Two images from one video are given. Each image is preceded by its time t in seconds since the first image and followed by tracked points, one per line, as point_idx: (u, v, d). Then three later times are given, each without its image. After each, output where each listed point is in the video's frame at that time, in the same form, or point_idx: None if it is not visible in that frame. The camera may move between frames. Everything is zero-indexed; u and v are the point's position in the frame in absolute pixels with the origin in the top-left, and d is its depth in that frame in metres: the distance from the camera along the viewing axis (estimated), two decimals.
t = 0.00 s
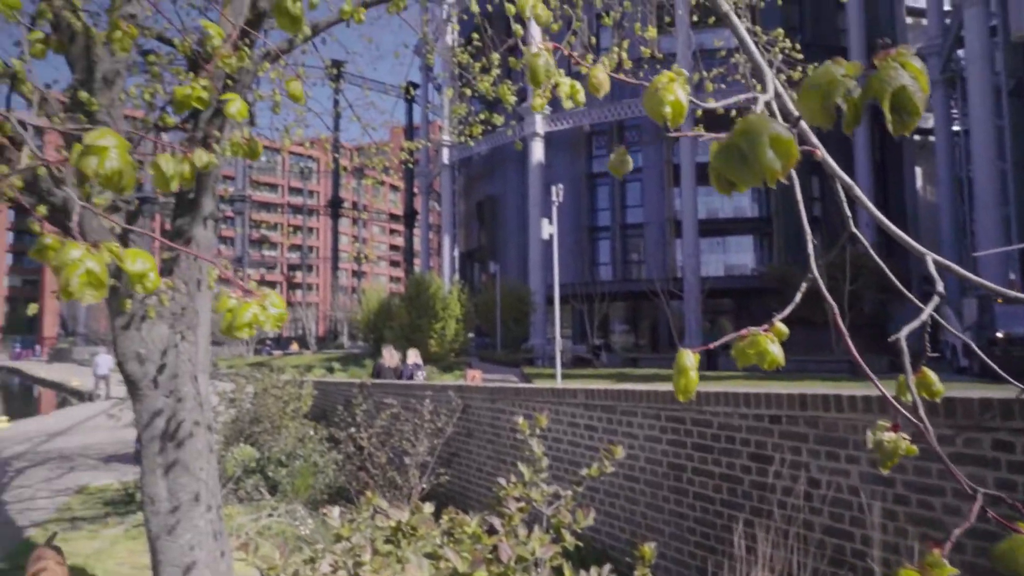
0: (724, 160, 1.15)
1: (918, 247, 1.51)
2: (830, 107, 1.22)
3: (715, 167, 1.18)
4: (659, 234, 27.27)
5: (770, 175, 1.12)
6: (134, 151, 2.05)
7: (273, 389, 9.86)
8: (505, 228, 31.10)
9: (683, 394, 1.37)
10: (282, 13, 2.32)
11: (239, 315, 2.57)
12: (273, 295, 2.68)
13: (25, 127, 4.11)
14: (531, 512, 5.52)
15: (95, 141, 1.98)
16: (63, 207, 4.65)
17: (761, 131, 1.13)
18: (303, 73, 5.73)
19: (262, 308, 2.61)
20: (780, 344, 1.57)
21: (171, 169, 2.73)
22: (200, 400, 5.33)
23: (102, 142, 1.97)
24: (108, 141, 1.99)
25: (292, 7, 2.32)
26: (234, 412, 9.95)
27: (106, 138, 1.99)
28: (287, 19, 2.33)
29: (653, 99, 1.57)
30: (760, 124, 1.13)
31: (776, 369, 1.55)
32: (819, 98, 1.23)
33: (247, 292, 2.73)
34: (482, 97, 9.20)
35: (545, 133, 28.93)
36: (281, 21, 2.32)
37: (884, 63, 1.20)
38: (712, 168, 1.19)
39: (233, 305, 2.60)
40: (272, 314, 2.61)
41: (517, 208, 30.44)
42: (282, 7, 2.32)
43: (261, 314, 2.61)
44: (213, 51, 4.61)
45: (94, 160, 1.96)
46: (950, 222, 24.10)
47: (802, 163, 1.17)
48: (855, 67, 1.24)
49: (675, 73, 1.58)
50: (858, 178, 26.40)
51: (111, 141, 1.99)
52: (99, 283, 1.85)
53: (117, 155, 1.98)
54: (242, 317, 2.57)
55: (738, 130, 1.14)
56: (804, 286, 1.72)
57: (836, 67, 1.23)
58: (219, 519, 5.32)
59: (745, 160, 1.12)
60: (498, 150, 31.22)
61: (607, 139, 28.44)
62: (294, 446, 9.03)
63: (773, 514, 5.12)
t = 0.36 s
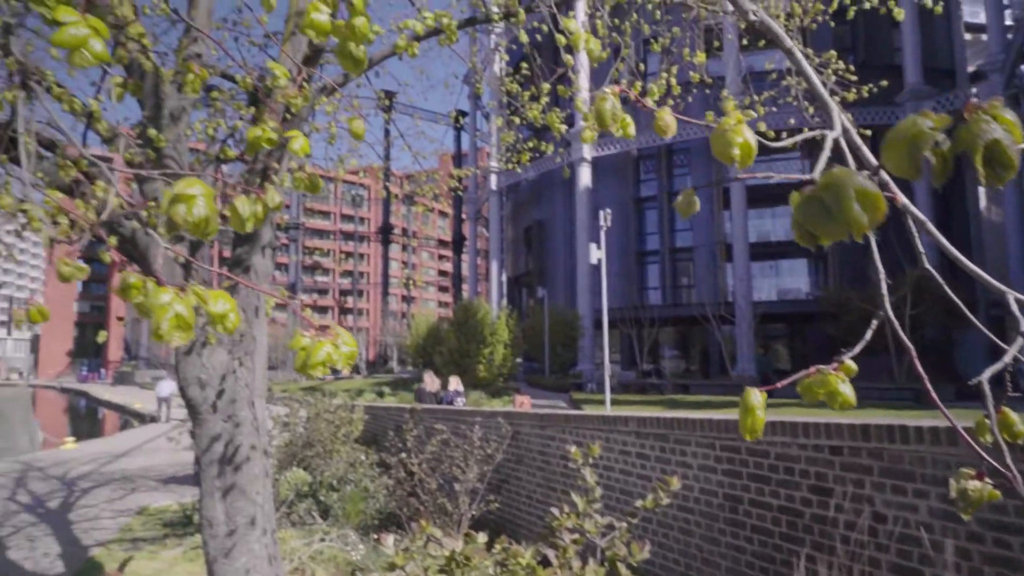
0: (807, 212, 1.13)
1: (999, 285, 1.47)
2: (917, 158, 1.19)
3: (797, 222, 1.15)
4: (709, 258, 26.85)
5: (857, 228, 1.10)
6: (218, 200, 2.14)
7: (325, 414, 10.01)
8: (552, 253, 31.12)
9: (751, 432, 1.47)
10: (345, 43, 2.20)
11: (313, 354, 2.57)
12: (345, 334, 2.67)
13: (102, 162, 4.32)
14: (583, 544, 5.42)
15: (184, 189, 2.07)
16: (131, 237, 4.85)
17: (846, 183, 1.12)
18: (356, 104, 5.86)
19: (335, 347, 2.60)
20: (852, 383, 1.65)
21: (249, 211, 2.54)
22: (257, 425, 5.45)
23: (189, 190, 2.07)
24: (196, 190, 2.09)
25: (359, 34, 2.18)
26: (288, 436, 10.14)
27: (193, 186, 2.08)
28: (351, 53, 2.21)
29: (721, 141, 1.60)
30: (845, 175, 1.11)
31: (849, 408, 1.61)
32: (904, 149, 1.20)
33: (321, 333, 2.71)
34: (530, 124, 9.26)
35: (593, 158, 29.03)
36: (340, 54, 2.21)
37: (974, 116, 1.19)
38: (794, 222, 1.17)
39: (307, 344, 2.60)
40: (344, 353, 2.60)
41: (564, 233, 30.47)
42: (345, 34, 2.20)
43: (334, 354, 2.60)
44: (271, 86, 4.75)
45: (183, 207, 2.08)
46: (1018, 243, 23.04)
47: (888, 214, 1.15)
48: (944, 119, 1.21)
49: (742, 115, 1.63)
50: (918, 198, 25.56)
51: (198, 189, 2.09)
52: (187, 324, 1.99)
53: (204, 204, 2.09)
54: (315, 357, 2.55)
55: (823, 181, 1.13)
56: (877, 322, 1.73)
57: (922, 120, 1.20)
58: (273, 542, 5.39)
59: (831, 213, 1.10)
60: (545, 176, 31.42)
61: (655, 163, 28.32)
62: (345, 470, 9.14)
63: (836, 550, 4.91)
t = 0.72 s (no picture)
0: (877, 269, 1.12)
1: None
2: (990, 217, 1.10)
3: (865, 278, 1.15)
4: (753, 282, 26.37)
5: (931, 289, 1.07)
6: (289, 247, 2.05)
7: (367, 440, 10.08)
8: (592, 278, 31.02)
9: (811, 475, 1.52)
10: (402, 88, 2.13)
11: (375, 393, 2.75)
12: (403, 373, 2.89)
13: (158, 195, 4.48)
14: None
15: (256, 237, 1.98)
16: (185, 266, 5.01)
17: (917, 242, 1.09)
18: (400, 135, 5.97)
19: (394, 386, 2.80)
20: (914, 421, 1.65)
21: (311, 252, 2.24)
22: (302, 452, 5.52)
23: (262, 237, 1.99)
24: (268, 237, 2.00)
25: (416, 79, 2.13)
26: (330, 462, 10.23)
27: (265, 233, 2.00)
28: (408, 97, 2.16)
29: (779, 186, 1.57)
30: (916, 237, 1.09)
31: (913, 449, 1.62)
32: (976, 207, 1.11)
33: (381, 372, 2.91)
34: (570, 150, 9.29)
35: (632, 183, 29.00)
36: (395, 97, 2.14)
37: None
38: (863, 279, 1.17)
39: (369, 382, 2.79)
40: (404, 392, 2.80)
41: (604, 258, 30.36)
42: (403, 79, 2.14)
43: (393, 392, 2.80)
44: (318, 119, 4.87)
45: (255, 254, 1.95)
46: None
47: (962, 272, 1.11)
48: (1012, 178, 1.12)
49: (800, 157, 1.60)
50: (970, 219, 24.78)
51: (270, 237, 2.01)
52: (260, 366, 1.96)
53: (275, 251, 1.98)
54: (377, 395, 2.74)
55: (892, 241, 1.11)
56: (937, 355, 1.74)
57: (990, 179, 1.12)
58: (316, 568, 5.41)
59: (902, 274, 1.09)
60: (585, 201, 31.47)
61: (696, 187, 28.10)
62: (386, 497, 9.18)
63: None
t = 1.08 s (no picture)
0: (931, 320, 1.15)
1: None
2: None
3: (920, 329, 1.18)
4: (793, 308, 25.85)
5: (988, 340, 1.11)
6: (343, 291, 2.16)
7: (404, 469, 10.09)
8: (628, 305, 30.80)
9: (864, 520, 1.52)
10: (444, 126, 2.14)
11: (423, 434, 2.64)
12: (450, 413, 2.78)
13: (204, 228, 4.60)
14: None
15: (312, 284, 2.11)
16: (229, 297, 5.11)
17: (973, 293, 1.13)
18: (438, 168, 6.08)
19: (442, 427, 2.70)
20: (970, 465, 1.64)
21: (360, 293, 2.33)
22: (341, 481, 5.55)
23: (317, 284, 2.11)
24: (323, 284, 2.12)
25: (458, 118, 2.14)
26: (367, 490, 10.26)
27: (320, 280, 2.12)
28: (450, 135, 2.15)
29: (828, 231, 1.62)
30: (972, 288, 1.13)
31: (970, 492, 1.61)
32: None
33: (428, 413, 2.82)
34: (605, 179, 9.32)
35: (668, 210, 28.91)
36: (438, 134, 2.14)
37: None
38: (918, 329, 1.20)
39: (417, 423, 2.68)
40: (452, 432, 2.70)
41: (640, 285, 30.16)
42: (446, 117, 2.14)
43: (441, 434, 2.70)
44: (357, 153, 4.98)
45: (311, 300, 2.08)
46: None
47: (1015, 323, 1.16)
48: None
49: (847, 201, 1.62)
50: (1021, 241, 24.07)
51: (324, 283, 2.13)
52: (314, 411, 2.00)
53: (330, 297, 2.10)
54: (425, 436, 2.63)
55: (947, 292, 1.14)
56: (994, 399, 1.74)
57: None
58: None
59: (957, 324, 1.13)
60: (621, 228, 31.44)
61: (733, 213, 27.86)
62: (423, 528, 9.14)
63: None
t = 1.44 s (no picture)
0: (991, 390, 1.38)
1: None
2: None
3: (978, 400, 1.41)
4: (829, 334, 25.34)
5: None
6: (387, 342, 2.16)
7: (435, 500, 10.03)
8: (659, 333, 30.52)
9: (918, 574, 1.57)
10: (480, 168, 2.17)
11: (463, 482, 2.17)
12: (492, 460, 2.30)
13: (236, 261, 4.63)
14: None
15: (356, 334, 2.10)
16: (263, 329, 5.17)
17: None
18: (468, 199, 6.15)
19: (484, 474, 2.21)
20: None
21: (400, 335, 2.35)
22: (372, 513, 5.53)
23: (362, 333, 2.11)
24: (367, 333, 2.12)
25: (493, 161, 2.16)
26: (397, 521, 10.20)
27: (364, 330, 2.12)
28: (485, 178, 2.18)
29: (871, 280, 1.66)
30: None
31: None
32: None
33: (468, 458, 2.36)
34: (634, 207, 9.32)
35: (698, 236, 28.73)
36: (473, 176, 2.17)
37: None
38: (976, 401, 1.42)
39: (456, 469, 2.21)
40: (494, 480, 2.20)
41: (671, 312, 29.89)
42: (482, 162, 2.17)
43: (482, 482, 2.18)
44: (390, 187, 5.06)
45: (355, 350, 2.08)
46: None
47: None
48: None
49: (892, 250, 1.65)
50: None
51: (369, 333, 2.13)
52: (359, 461, 2.04)
53: (374, 347, 2.10)
54: (466, 483, 2.16)
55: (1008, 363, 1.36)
56: None
57: None
58: None
59: (1016, 390, 1.35)
60: (650, 255, 31.30)
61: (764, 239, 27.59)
62: (454, 559, 9.05)
63: None
